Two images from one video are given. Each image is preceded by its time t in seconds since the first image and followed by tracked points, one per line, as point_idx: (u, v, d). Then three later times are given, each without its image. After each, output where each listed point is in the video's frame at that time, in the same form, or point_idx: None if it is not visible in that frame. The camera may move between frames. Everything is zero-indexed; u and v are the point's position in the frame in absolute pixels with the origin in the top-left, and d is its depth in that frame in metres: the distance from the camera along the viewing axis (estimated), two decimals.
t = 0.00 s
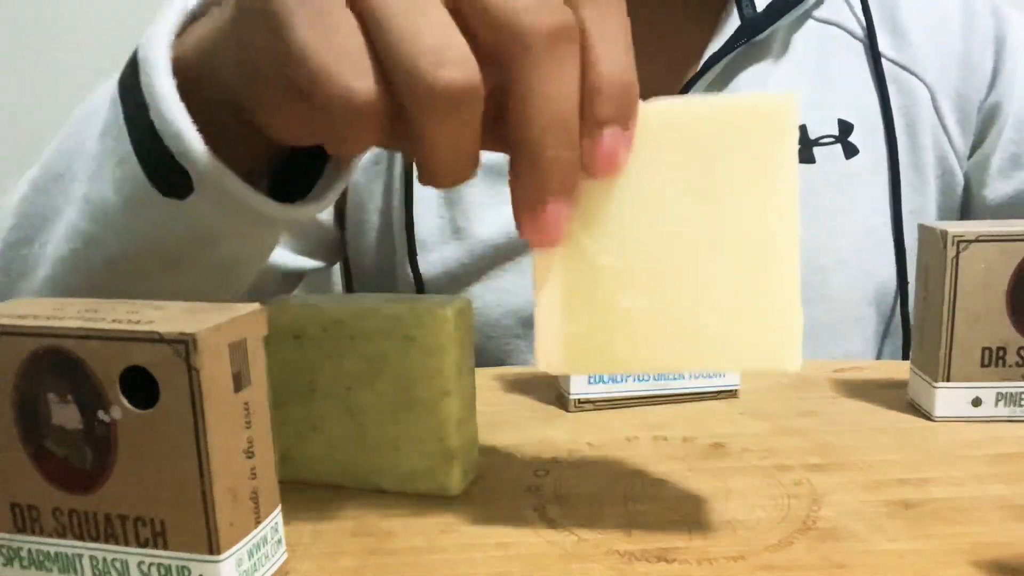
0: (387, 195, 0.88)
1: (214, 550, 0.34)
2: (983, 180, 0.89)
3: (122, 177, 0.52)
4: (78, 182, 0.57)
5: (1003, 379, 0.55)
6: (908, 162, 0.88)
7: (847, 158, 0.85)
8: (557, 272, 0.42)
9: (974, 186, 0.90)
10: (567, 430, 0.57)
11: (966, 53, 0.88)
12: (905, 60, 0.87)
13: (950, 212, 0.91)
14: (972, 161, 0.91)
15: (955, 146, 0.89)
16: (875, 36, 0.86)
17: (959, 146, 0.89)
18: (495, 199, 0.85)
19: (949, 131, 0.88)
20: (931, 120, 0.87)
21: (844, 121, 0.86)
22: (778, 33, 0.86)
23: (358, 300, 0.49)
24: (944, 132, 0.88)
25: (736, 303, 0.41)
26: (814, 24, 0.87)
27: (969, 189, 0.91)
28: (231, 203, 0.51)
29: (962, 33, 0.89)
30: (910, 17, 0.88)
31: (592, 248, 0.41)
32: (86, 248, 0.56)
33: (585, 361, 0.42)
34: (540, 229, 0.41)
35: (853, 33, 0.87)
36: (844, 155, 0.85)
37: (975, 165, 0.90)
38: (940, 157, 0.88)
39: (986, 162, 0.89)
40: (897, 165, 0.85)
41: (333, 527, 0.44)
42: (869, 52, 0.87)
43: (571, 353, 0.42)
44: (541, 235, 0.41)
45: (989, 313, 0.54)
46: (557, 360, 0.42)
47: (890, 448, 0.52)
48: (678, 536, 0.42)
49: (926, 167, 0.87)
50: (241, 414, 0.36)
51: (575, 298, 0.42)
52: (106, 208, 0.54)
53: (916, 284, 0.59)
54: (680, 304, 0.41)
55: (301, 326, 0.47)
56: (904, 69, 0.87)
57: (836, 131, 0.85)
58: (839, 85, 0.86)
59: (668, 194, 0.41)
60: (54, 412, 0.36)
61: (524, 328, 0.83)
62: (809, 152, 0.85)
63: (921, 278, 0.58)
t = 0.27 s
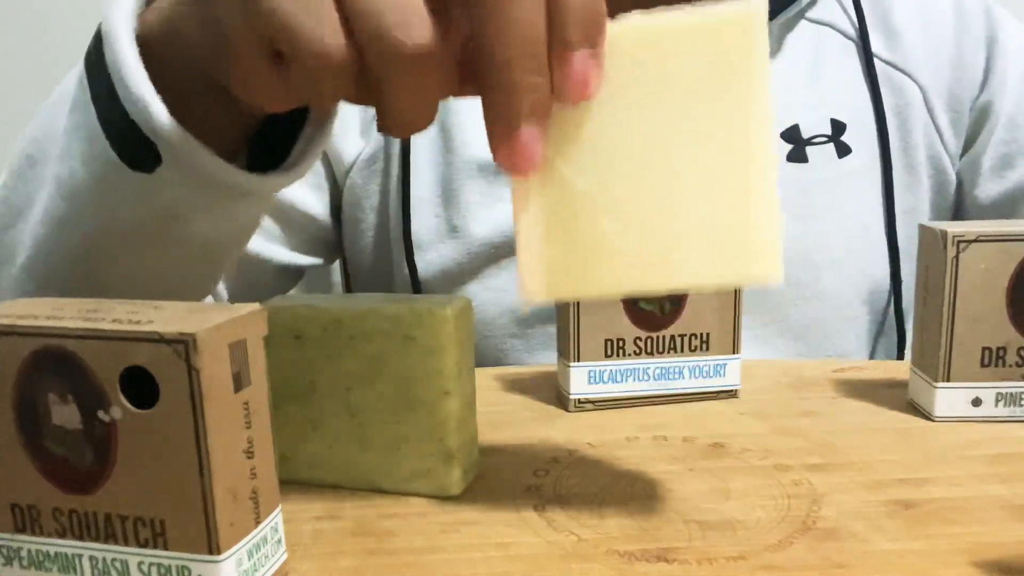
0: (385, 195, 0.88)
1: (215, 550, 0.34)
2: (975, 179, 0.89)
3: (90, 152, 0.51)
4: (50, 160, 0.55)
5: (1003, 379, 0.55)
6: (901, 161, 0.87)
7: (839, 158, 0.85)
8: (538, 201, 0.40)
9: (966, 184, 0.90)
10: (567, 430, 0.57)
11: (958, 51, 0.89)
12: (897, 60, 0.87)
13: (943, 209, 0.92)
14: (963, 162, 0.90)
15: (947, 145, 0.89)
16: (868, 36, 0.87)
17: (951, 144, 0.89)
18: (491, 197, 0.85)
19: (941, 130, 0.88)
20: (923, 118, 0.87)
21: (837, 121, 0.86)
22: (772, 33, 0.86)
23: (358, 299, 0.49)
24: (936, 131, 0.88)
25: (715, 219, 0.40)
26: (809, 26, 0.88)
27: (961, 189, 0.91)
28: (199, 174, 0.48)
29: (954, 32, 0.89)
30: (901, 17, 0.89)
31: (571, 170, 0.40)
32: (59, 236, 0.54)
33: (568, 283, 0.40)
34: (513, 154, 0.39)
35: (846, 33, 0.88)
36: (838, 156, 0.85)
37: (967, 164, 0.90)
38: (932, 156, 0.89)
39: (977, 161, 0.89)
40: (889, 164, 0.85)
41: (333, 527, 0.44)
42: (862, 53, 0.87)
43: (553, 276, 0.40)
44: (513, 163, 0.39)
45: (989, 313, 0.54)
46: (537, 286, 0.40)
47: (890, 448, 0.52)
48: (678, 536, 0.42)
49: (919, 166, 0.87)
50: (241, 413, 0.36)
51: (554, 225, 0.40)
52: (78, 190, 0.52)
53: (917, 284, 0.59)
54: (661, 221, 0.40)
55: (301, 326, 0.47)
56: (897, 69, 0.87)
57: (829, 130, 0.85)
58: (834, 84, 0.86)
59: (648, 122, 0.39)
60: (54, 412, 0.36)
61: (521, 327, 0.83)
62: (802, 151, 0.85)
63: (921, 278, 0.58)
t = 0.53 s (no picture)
0: (382, 195, 0.88)
1: (215, 549, 0.34)
2: (970, 179, 0.89)
3: (89, 144, 0.49)
4: (53, 153, 0.54)
5: (1003, 379, 0.55)
6: (896, 161, 0.88)
7: (835, 158, 0.85)
8: (541, 160, 0.39)
9: (962, 184, 0.90)
10: (567, 430, 0.57)
11: (953, 51, 0.89)
12: (893, 61, 0.87)
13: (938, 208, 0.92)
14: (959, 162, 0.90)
15: (942, 144, 0.89)
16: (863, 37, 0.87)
17: (946, 143, 0.89)
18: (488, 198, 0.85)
19: (936, 130, 0.88)
20: (919, 118, 0.87)
21: (833, 121, 0.86)
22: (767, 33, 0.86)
23: (359, 299, 0.49)
24: (932, 131, 0.88)
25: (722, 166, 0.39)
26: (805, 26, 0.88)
27: (957, 188, 0.91)
28: (203, 162, 0.47)
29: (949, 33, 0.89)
30: (897, 17, 0.89)
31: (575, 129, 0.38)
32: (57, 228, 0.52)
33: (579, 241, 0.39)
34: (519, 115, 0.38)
35: (842, 33, 0.88)
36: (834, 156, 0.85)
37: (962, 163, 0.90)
38: (928, 156, 0.89)
39: (973, 162, 0.89)
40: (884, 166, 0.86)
41: (333, 527, 0.44)
42: (858, 53, 0.87)
43: (564, 234, 0.39)
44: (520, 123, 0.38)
45: (989, 313, 0.54)
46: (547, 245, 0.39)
47: (891, 448, 0.52)
48: (678, 536, 0.42)
49: (914, 166, 0.87)
50: (241, 413, 0.36)
51: (555, 187, 0.39)
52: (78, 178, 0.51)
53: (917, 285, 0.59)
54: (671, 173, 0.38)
55: (300, 326, 0.47)
56: (893, 69, 0.87)
57: (824, 130, 0.85)
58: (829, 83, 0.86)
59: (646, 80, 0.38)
60: (54, 412, 0.36)
61: (518, 328, 0.84)
62: (798, 151, 0.85)
63: (921, 278, 0.58)
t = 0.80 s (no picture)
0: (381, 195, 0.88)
1: (215, 549, 0.34)
2: (969, 179, 0.89)
3: (103, 128, 0.50)
4: (60, 139, 0.55)
5: (1003, 379, 0.55)
6: (893, 161, 0.88)
7: (833, 158, 0.85)
8: (545, 122, 0.39)
9: (961, 185, 0.90)
10: (567, 430, 0.57)
11: (951, 52, 0.89)
12: (892, 61, 0.87)
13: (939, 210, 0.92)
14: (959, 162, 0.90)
15: (940, 144, 0.89)
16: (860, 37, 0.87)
17: (943, 143, 0.89)
18: (488, 200, 0.85)
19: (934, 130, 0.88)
20: (916, 118, 0.87)
21: (830, 121, 0.86)
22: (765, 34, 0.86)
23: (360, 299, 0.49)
24: (930, 131, 0.88)
25: (725, 121, 0.38)
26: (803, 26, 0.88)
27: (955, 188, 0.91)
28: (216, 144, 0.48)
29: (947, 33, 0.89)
30: (895, 18, 0.89)
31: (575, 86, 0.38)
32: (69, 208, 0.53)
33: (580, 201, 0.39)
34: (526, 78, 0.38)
35: (839, 34, 0.88)
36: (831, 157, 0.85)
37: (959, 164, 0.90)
38: (926, 156, 0.89)
39: (972, 162, 0.89)
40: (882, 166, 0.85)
41: (332, 527, 0.44)
42: (855, 53, 0.87)
43: (566, 194, 0.39)
44: (525, 87, 0.39)
45: (989, 312, 0.54)
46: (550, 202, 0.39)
47: (891, 449, 0.52)
48: (678, 537, 0.42)
49: (911, 166, 0.88)
50: (241, 413, 0.36)
51: (559, 150, 0.39)
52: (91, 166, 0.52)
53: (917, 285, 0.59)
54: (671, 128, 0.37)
55: (301, 326, 0.47)
56: (890, 69, 0.87)
57: (821, 131, 0.85)
58: (826, 83, 0.86)
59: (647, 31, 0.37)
60: (54, 412, 0.36)
61: (516, 329, 0.84)
62: (794, 152, 0.85)
63: (921, 278, 0.58)
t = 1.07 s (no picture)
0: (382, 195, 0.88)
1: (215, 549, 0.34)
2: (969, 179, 0.89)
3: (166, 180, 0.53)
4: (109, 175, 0.56)
5: (1002, 379, 0.55)
6: (892, 160, 0.88)
7: (831, 158, 0.85)
8: (592, 247, 0.42)
9: (960, 183, 0.90)
10: (566, 430, 0.57)
11: (949, 51, 0.89)
12: (891, 61, 0.87)
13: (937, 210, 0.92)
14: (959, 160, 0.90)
15: (939, 144, 0.89)
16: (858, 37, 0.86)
17: (943, 143, 0.89)
18: (488, 201, 0.85)
19: (933, 129, 0.88)
20: (915, 117, 0.87)
21: (828, 121, 0.86)
22: (763, 33, 0.86)
23: (360, 299, 0.49)
24: (929, 130, 0.88)
25: (755, 268, 0.43)
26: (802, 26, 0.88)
27: (954, 188, 0.91)
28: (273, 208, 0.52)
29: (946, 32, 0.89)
30: (893, 18, 0.88)
31: (626, 218, 0.42)
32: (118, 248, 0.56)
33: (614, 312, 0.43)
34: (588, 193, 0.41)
35: (838, 33, 0.87)
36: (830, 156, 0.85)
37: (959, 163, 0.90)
38: (925, 155, 0.89)
39: (971, 161, 0.89)
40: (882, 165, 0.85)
41: (332, 527, 0.44)
42: (853, 53, 0.87)
43: (604, 305, 0.43)
44: (585, 204, 0.41)
45: (989, 312, 0.54)
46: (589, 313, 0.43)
47: (891, 448, 0.52)
48: (678, 536, 0.42)
49: (909, 166, 0.88)
50: (241, 414, 0.36)
51: (603, 268, 0.42)
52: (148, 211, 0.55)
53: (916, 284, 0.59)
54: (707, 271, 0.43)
55: (301, 327, 0.47)
56: (889, 69, 0.87)
57: (820, 130, 0.85)
58: (825, 82, 0.86)
59: (695, 178, 0.42)
60: (54, 412, 0.36)
61: (516, 329, 0.84)
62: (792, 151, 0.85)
63: (921, 278, 0.57)
